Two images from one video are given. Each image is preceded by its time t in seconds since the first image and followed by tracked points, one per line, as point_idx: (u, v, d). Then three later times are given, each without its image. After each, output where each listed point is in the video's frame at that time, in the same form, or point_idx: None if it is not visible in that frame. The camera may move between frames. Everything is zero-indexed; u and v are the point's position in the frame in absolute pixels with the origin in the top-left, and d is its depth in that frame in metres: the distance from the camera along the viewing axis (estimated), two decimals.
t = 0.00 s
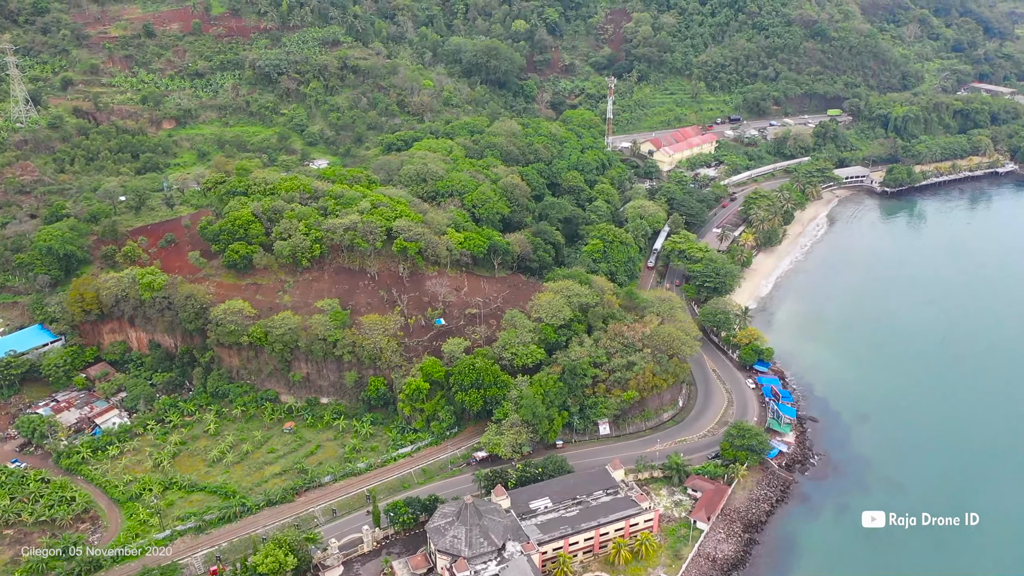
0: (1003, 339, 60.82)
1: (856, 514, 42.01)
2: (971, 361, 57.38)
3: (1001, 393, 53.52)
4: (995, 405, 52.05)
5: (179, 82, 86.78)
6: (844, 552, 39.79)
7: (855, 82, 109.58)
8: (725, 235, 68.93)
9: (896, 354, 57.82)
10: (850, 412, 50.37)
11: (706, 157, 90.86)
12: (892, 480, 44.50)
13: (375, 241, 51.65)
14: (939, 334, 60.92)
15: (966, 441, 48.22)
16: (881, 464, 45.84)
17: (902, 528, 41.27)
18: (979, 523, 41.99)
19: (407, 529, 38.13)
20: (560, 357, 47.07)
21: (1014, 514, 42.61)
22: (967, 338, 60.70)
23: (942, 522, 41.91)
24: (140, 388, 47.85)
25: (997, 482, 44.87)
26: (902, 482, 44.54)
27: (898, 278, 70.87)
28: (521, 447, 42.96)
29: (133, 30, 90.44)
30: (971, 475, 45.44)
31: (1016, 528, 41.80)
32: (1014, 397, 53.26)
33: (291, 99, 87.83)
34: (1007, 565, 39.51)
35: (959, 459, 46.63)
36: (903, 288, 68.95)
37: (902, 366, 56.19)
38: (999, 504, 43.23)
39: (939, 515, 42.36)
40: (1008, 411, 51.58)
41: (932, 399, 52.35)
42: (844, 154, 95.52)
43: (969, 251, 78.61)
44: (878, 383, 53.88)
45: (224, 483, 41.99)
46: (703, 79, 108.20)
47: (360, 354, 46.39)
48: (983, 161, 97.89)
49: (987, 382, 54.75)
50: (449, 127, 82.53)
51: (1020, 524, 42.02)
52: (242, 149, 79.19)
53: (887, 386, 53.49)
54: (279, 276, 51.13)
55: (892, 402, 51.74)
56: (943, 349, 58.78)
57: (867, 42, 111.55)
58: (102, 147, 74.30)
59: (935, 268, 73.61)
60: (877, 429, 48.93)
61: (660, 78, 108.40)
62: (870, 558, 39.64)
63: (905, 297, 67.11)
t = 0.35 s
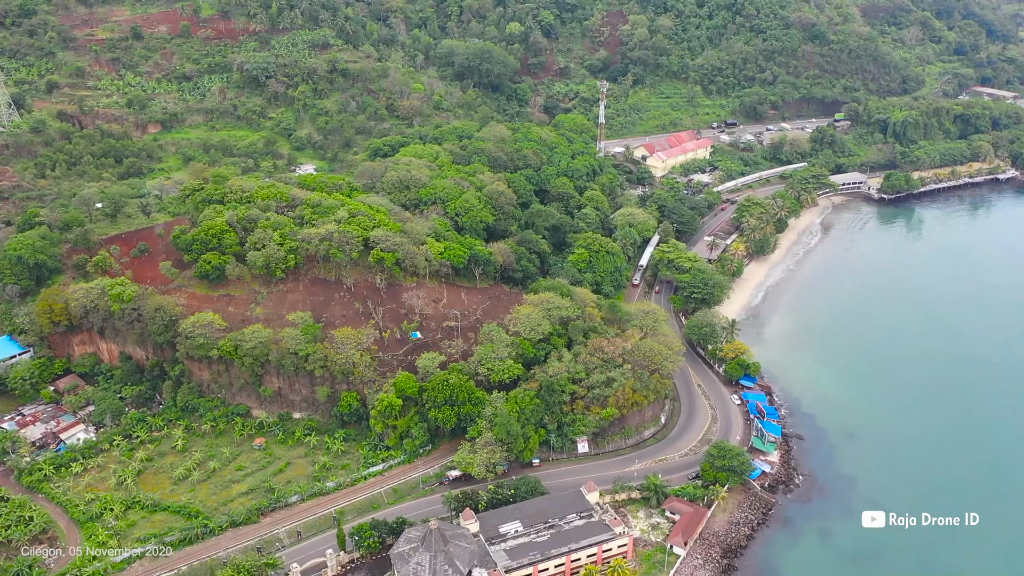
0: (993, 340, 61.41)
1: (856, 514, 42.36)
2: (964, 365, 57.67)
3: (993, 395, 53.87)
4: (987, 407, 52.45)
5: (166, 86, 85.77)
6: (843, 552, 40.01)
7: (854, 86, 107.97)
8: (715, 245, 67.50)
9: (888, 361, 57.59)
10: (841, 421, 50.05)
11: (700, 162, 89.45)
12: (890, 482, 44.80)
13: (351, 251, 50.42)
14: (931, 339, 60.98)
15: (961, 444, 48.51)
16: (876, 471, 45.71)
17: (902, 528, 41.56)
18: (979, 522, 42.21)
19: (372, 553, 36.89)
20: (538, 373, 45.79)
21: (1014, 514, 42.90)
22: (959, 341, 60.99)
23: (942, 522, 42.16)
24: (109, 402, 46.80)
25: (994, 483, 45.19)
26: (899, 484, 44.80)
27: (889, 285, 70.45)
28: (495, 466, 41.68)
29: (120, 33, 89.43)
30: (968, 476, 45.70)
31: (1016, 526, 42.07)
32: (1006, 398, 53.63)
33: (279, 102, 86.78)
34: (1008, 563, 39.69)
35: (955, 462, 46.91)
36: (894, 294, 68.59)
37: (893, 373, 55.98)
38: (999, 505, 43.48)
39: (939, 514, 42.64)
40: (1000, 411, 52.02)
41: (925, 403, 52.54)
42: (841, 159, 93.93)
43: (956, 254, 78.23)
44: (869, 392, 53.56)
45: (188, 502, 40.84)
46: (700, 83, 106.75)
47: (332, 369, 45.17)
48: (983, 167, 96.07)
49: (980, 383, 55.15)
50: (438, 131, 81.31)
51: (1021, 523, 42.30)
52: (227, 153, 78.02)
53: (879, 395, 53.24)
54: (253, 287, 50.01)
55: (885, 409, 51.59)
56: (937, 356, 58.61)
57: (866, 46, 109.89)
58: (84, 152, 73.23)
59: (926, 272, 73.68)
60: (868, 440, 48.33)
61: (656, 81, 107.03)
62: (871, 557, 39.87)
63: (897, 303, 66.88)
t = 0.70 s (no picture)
0: (990, 341, 61.78)
1: (856, 514, 42.73)
2: (961, 366, 57.99)
3: (990, 397, 54.20)
4: (984, 408, 52.82)
5: (152, 89, 84.76)
6: (841, 558, 39.95)
7: (853, 90, 106.35)
8: (705, 254, 66.10)
9: (885, 365, 57.55)
10: (837, 427, 49.98)
11: (693, 168, 88.03)
12: (889, 484, 45.12)
13: (326, 262, 49.18)
14: (929, 342, 61.08)
15: (958, 446, 48.85)
16: (872, 480, 45.47)
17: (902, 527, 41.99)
18: (979, 522, 42.67)
19: None
20: (514, 389, 44.49)
21: (1012, 513, 43.39)
22: (956, 343, 61.19)
23: (942, 522, 42.61)
24: (75, 416, 45.69)
25: (992, 485, 45.51)
26: (898, 486, 45.12)
27: (885, 289, 70.08)
28: (467, 487, 40.43)
29: (107, 35, 88.38)
30: (966, 478, 46.01)
31: (1015, 527, 42.49)
32: (1003, 399, 53.99)
33: (266, 106, 85.81)
34: (1008, 563, 40.07)
35: (953, 464, 47.22)
36: (890, 299, 68.24)
37: (890, 378, 55.97)
38: (998, 505, 43.93)
39: (939, 514, 43.09)
40: (997, 413, 52.42)
41: (923, 406, 52.74)
42: (838, 165, 92.35)
43: (953, 258, 77.54)
44: (865, 397, 53.49)
45: (149, 523, 39.69)
46: (695, 87, 105.35)
47: (302, 385, 43.94)
48: (982, 173, 94.20)
49: (977, 385, 55.48)
50: (426, 136, 80.13)
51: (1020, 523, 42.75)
52: (212, 157, 76.83)
53: (876, 400, 53.13)
54: (225, 299, 48.84)
55: (881, 414, 51.64)
56: (933, 360, 58.58)
57: (865, 49, 108.27)
58: (66, 157, 72.13)
59: (923, 274, 73.66)
60: (862, 451, 47.84)
61: (651, 85, 105.65)
62: (871, 557, 40.16)
63: (894, 306, 66.70)
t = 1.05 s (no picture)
0: (990, 342, 62.05)
1: (856, 514, 43.23)
2: (961, 368, 58.20)
3: (990, 398, 54.51)
4: (983, 409, 53.15)
5: (138, 93, 83.72)
6: (838, 558, 40.39)
7: (852, 94, 104.66)
8: (693, 264, 64.64)
9: (884, 368, 57.68)
10: (835, 431, 50.16)
11: (687, 174, 86.54)
12: (889, 485, 45.52)
13: (299, 274, 47.96)
14: (928, 345, 61.24)
15: (958, 447, 49.15)
16: (870, 483, 45.74)
17: (901, 528, 42.43)
18: (979, 522, 43.06)
19: None
20: (488, 407, 43.19)
21: (1012, 513, 43.79)
22: (956, 345, 61.33)
23: (942, 522, 42.97)
24: (39, 432, 44.56)
25: (993, 486, 45.87)
26: (898, 488, 45.50)
27: (883, 293, 69.98)
28: (436, 509, 39.18)
29: (94, 38, 87.30)
30: (967, 479, 46.34)
31: (1015, 526, 42.88)
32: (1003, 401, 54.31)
33: (254, 111, 84.92)
34: (1008, 563, 40.51)
35: (952, 466, 47.55)
36: (887, 302, 68.16)
37: (889, 381, 56.09)
38: (998, 505, 44.32)
39: (940, 515, 43.47)
40: (996, 413, 52.77)
41: (922, 408, 53.00)
42: (835, 172, 90.75)
43: (951, 263, 76.66)
44: (864, 400, 53.66)
45: (108, 546, 38.51)
46: (692, 91, 103.86)
47: (269, 401, 42.75)
48: (983, 180, 92.34)
49: (977, 386, 55.76)
50: (415, 141, 78.89)
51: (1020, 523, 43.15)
52: (197, 162, 75.60)
53: (874, 404, 53.26)
54: (196, 311, 47.69)
55: (879, 417, 51.81)
56: (931, 362, 58.72)
57: (865, 53, 106.52)
58: (47, 162, 70.76)
59: (922, 276, 73.74)
60: (860, 455, 48.01)
61: (646, 89, 104.23)
62: (871, 556, 40.62)
63: (892, 310, 66.67)
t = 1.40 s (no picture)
0: (987, 344, 62.15)
1: (856, 515, 43.56)
2: (958, 371, 58.34)
3: (989, 400, 54.77)
4: (982, 411, 53.39)
5: (125, 97, 82.81)
6: (837, 558, 40.73)
7: (851, 98, 102.99)
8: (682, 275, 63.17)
9: (881, 373, 57.49)
10: (831, 437, 49.91)
11: (680, 181, 85.08)
12: (888, 487, 45.67)
13: (271, 286, 46.77)
14: (927, 348, 61.25)
15: (958, 449, 49.39)
16: (869, 484, 45.95)
17: (901, 528, 42.71)
18: (979, 522, 43.39)
19: None
20: (461, 425, 41.93)
21: (1011, 513, 44.10)
22: (955, 348, 61.42)
23: (942, 522, 43.29)
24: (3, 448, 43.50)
25: (993, 486, 46.16)
26: (898, 488, 45.78)
27: (879, 297, 69.77)
28: (404, 533, 37.94)
29: (82, 41, 86.33)
30: (967, 480, 46.62)
31: (1015, 527, 43.20)
32: (1000, 403, 54.50)
33: (242, 115, 84.09)
34: (1007, 563, 40.86)
35: (953, 466, 47.83)
36: (884, 306, 67.96)
37: (887, 384, 56.14)
38: (998, 505, 44.64)
39: (940, 515, 43.74)
40: (995, 415, 53.03)
41: (920, 412, 53.03)
42: (832, 179, 89.22)
43: (947, 272, 75.45)
44: (863, 403, 53.69)
45: (64, 569, 37.37)
46: (688, 95, 102.42)
47: (236, 418, 41.55)
48: (984, 188, 90.56)
49: (976, 388, 55.92)
50: (403, 146, 77.69)
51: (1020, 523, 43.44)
52: (182, 167, 74.51)
53: (873, 407, 53.32)
54: (166, 324, 46.61)
55: (878, 420, 51.93)
56: (929, 366, 58.82)
57: (865, 56, 104.70)
58: (28, 168, 69.24)
59: (918, 280, 73.36)
60: (858, 458, 48.11)
61: (642, 93, 102.87)
62: (870, 557, 40.89)
63: (888, 315, 66.29)
